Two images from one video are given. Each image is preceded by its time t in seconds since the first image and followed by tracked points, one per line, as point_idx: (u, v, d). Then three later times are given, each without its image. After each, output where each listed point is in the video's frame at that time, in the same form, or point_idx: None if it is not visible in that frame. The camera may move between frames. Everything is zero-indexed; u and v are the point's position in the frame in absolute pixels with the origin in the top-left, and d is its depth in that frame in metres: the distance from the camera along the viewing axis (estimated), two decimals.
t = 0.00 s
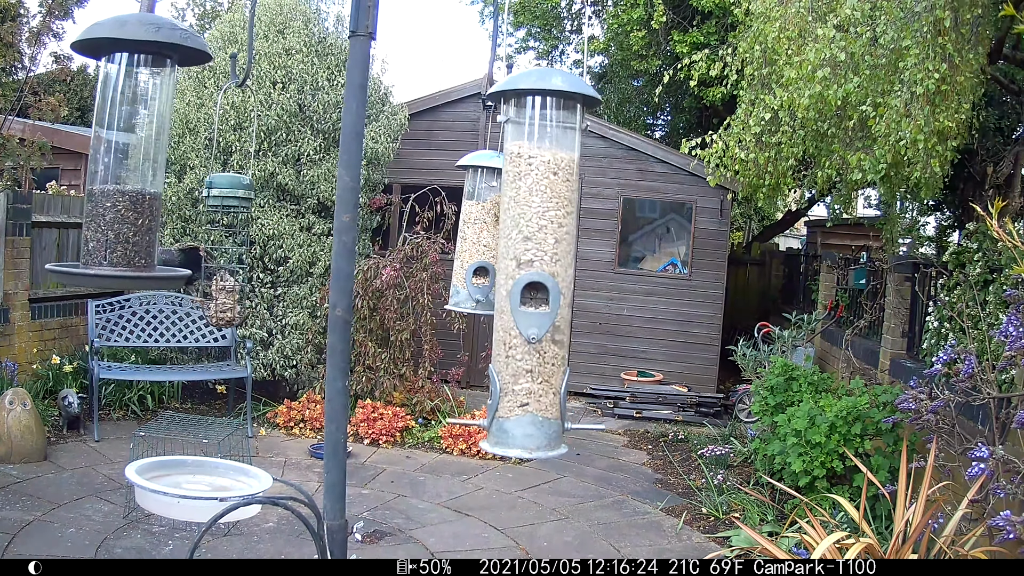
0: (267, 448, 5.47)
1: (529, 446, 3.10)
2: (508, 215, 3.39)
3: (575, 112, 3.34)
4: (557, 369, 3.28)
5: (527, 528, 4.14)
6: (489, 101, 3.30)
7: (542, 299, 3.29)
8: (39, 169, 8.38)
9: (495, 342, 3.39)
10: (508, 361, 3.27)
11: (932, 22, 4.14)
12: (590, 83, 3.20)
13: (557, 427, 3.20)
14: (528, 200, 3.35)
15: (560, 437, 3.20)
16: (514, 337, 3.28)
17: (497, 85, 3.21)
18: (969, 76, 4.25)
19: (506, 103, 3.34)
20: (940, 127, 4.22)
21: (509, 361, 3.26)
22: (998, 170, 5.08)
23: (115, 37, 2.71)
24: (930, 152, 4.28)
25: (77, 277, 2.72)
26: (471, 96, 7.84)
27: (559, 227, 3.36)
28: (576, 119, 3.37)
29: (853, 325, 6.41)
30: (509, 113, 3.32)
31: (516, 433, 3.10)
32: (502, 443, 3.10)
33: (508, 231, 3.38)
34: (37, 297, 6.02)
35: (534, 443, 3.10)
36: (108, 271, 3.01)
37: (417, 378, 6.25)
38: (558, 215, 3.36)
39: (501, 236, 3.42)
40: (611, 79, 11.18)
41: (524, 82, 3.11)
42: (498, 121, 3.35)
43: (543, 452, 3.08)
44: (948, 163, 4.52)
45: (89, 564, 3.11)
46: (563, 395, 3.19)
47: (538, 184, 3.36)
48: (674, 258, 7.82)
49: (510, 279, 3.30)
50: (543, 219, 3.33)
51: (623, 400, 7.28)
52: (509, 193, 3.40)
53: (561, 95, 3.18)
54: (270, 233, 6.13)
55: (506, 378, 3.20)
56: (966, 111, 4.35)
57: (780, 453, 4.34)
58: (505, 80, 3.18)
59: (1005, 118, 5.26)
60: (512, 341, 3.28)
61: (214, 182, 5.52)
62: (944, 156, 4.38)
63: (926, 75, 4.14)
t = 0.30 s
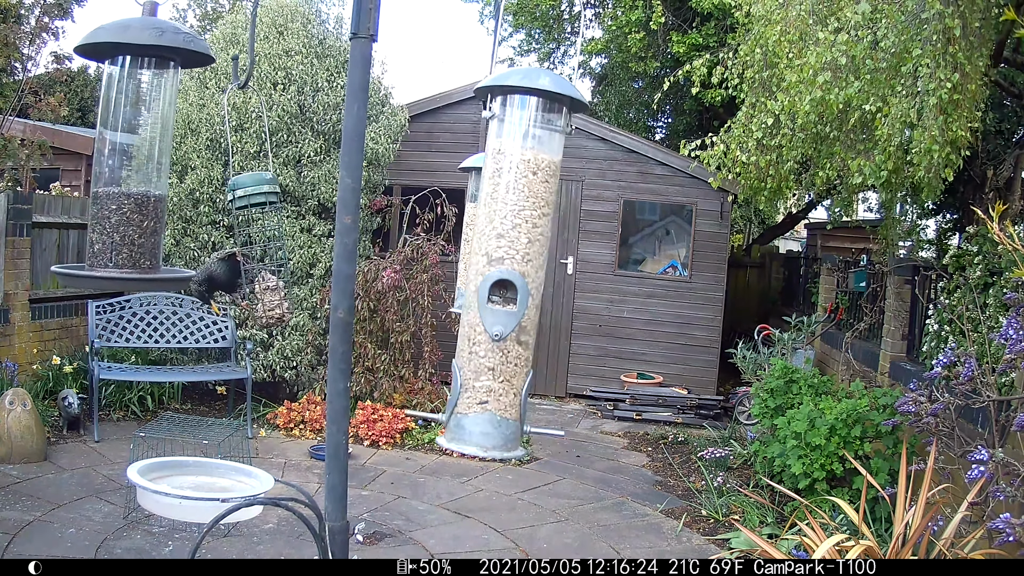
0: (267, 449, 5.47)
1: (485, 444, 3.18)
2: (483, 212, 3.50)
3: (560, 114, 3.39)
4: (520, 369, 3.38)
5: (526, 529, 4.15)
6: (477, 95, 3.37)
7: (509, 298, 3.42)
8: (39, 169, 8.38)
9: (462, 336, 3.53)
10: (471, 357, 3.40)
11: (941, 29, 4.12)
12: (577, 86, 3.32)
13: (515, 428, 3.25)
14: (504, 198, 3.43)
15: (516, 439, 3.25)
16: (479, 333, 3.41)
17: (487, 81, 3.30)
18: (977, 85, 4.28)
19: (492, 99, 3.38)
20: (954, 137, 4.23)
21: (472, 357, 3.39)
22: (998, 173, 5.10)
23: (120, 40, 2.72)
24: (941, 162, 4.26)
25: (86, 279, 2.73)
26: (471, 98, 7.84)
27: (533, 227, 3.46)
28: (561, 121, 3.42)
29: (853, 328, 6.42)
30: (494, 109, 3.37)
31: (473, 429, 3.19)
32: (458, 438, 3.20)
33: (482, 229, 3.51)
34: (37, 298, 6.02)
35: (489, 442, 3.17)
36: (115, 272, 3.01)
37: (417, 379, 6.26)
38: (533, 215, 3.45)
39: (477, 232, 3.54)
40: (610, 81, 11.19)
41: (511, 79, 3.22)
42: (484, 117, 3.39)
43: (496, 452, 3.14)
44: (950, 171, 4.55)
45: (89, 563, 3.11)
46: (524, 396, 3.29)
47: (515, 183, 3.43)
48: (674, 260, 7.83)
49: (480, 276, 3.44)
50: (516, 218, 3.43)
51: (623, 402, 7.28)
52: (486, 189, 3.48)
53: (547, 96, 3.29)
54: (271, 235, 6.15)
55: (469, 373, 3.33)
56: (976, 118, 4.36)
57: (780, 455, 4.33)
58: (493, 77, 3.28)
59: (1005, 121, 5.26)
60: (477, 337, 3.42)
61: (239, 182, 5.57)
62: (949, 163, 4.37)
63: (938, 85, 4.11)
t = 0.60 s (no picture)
0: (267, 447, 5.47)
1: (537, 444, 3.08)
2: (513, 218, 3.39)
3: (578, 112, 3.28)
4: (564, 368, 3.26)
5: (526, 527, 4.14)
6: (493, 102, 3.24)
7: (547, 300, 3.30)
8: (39, 167, 8.38)
9: (501, 341, 3.37)
10: (514, 360, 3.26)
11: (949, 28, 4.13)
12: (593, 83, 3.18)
13: (565, 425, 3.17)
14: (532, 202, 3.35)
15: (567, 437, 3.16)
16: (520, 338, 3.25)
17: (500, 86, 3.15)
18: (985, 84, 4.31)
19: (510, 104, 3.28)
20: (967, 137, 4.27)
21: (514, 361, 3.25)
22: (999, 172, 5.06)
23: (123, 35, 2.71)
24: (943, 160, 4.26)
25: (86, 277, 2.71)
26: (471, 95, 7.83)
27: (564, 228, 3.35)
28: (579, 119, 3.30)
29: (853, 325, 6.41)
30: (513, 114, 3.27)
31: (524, 432, 3.09)
32: (509, 441, 3.09)
33: (514, 234, 3.40)
34: (37, 295, 6.02)
35: (541, 441, 3.09)
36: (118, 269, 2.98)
37: (417, 376, 6.23)
38: (562, 216, 3.36)
39: (507, 238, 3.44)
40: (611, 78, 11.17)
41: (526, 83, 3.07)
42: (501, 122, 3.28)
43: (550, 450, 3.04)
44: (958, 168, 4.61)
45: (89, 561, 3.11)
46: (571, 394, 3.17)
47: (541, 186, 3.35)
48: (675, 257, 7.82)
49: (516, 279, 3.30)
50: (547, 221, 3.33)
51: (623, 399, 7.28)
52: (514, 194, 3.39)
53: (565, 97, 3.14)
54: (271, 232, 6.15)
55: (513, 377, 3.20)
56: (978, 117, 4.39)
57: (780, 453, 4.34)
58: (507, 81, 3.14)
59: (1005, 119, 5.30)
60: (517, 341, 3.26)
61: (223, 178, 5.52)
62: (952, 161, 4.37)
63: (948, 84, 4.11)
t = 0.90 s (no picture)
0: (266, 448, 5.47)
1: (569, 443, 3.12)
2: (531, 221, 3.39)
3: (589, 111, 3.31)
4: (591, 365, 3.27)
5: (527, 528, 4.15)
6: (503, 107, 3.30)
7: (570, 300, 3.29)
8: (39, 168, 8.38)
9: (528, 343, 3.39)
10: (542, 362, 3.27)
11: (944, 24, 4.15)
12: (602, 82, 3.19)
13: (596, 422, 3.20)
14: (550, 204, 3.35)
15: (598, 432, 3.20)
16: (547, 339, 3.28)
17: (510, 91, 3.21)
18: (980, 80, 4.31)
19: (521, 108, 3.33)
20: (961, 133, 4.25)
21: (543, 362, 3.25)
22: (998, 170, 5.07)
23: (121, 36, 2.71)
24: (941, 159, 4.26)
25: (87, 277, 2.71)
26: (471, 96, 7.84)
27: (582, 228, 3.34)
28: (590, 119, 3.33)
29: (853, 325, 6.41)
30: (523, 118, 3.31)
31: (556, 431, 3.12)
32: (542, 442, 3.13)
33: (532, 237, 3.39)
34: (37, 297, 6.02)
35: (574, 440, 3.11)
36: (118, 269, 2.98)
37: (417, 377, 6.22)
38: (580, 216, 3.34)
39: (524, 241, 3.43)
40: (611, 78, 11.17)
41: (534, 87, 3.12)
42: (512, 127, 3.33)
43: (583, 449, 3.09)
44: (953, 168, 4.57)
45: (88, 563, 3.11)
46: (600, 391, 3.19)
47: (557, 188, 3.35)
48: (674, 257, 7.82)
49: (539, 282, 3.29)
50: (565, 222, 3.32)
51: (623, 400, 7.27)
52: (531, 198, 3.39)
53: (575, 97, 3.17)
54: (270, 233, 6.12)
55: (541, 379, 3.20)
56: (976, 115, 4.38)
57: (780, 453, 4.34)
58: (516, 86, 3.18)
59: (1005, 118, 5.32)
60: (544, 343, 3.28)
61: (210, 180, 5.50)
62: (951, 161, 4.37)
63: (943, 81, 4.13)
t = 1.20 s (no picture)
0: (267, 449, 5.47)
1: (508, 446, 3.03)
2: (499, 217, 3.38)
3: (571, 116, 3.30)
4: (541, 370, 3.21)
5: (526, 529, 4.15)
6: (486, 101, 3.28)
7: (528, 301, 3.25)
8: (39, 169, 8.39)
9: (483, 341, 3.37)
10: (492, 360, 3.24)
11: (940, 28, 4.14)
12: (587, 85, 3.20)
13: (539, 429, 3.08)
14: (519, 202, 3.33)
15: (540, 440, 3.08)
16: (498, 337, 3.25)
17: (495, 86, 3.21)
18: (976, 85, 4.28)
19: (504, 104, 3.30)
20: (953, 137, 4.22)
21: (492, 361, 3.24)
22: (998, 173, 5.07)
23: (122, 41, 2.72)
24: (938, 162, 4.25)
25: (82, 279, 2.72)
26: (471, 98, 7.85)
27: (548, 229, 3.33)
28: (572, 123, 3.33)
29: (853, 328, 6.42)
30: (505, 115, 3.28)
31: (496, 432, 3.05)
32: (481, 441, 3.05)
33: (499, 234, 3.37)
34: (37, 298, 6.02)
35: (512, 444, 3.02)
36: (112, 272, 3.00)
37: (417, 379, 6.24)
38: (548, 217, 3.34)
39: (492, 236, 3.41)
40: (611, 81, 11.19)
41: (516, 84, 3.09)
42: (495, 123, 3.30)
43: (519, 454, 2.99)
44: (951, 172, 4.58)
45: (89, 563, 3.11)
46: (545, 397, 3.10)
47: (528, 186, 3.34)
48: (675, 260, 7.82)
49: (498, 280, 3.27)
50: (532, 221, 3.31)
51: (623, 402, 7.28)
52: (501, 194, 3.38)
53: (557, 98, 3.16)
54: (272, 235, 6.14)
55: (489, 377, 3.18)
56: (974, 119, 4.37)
57: (780, 455, 4.34)
58: (499, 82, 3.17)
59: (1005, 121, 5.28)
60: (496, 341, 3.26)
61: (233, 183, 5.49)
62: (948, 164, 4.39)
63: (937, 85, 4.12)
